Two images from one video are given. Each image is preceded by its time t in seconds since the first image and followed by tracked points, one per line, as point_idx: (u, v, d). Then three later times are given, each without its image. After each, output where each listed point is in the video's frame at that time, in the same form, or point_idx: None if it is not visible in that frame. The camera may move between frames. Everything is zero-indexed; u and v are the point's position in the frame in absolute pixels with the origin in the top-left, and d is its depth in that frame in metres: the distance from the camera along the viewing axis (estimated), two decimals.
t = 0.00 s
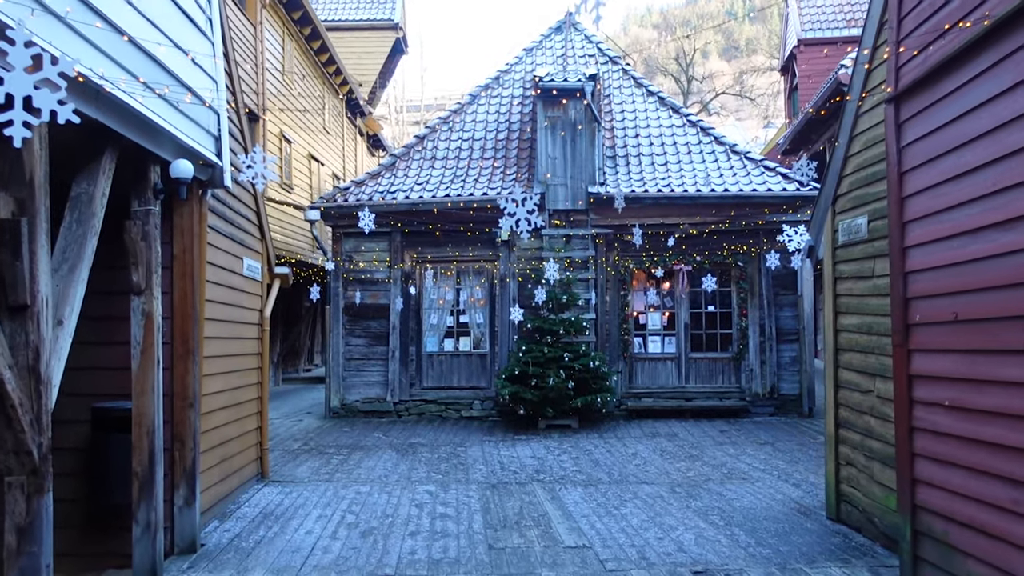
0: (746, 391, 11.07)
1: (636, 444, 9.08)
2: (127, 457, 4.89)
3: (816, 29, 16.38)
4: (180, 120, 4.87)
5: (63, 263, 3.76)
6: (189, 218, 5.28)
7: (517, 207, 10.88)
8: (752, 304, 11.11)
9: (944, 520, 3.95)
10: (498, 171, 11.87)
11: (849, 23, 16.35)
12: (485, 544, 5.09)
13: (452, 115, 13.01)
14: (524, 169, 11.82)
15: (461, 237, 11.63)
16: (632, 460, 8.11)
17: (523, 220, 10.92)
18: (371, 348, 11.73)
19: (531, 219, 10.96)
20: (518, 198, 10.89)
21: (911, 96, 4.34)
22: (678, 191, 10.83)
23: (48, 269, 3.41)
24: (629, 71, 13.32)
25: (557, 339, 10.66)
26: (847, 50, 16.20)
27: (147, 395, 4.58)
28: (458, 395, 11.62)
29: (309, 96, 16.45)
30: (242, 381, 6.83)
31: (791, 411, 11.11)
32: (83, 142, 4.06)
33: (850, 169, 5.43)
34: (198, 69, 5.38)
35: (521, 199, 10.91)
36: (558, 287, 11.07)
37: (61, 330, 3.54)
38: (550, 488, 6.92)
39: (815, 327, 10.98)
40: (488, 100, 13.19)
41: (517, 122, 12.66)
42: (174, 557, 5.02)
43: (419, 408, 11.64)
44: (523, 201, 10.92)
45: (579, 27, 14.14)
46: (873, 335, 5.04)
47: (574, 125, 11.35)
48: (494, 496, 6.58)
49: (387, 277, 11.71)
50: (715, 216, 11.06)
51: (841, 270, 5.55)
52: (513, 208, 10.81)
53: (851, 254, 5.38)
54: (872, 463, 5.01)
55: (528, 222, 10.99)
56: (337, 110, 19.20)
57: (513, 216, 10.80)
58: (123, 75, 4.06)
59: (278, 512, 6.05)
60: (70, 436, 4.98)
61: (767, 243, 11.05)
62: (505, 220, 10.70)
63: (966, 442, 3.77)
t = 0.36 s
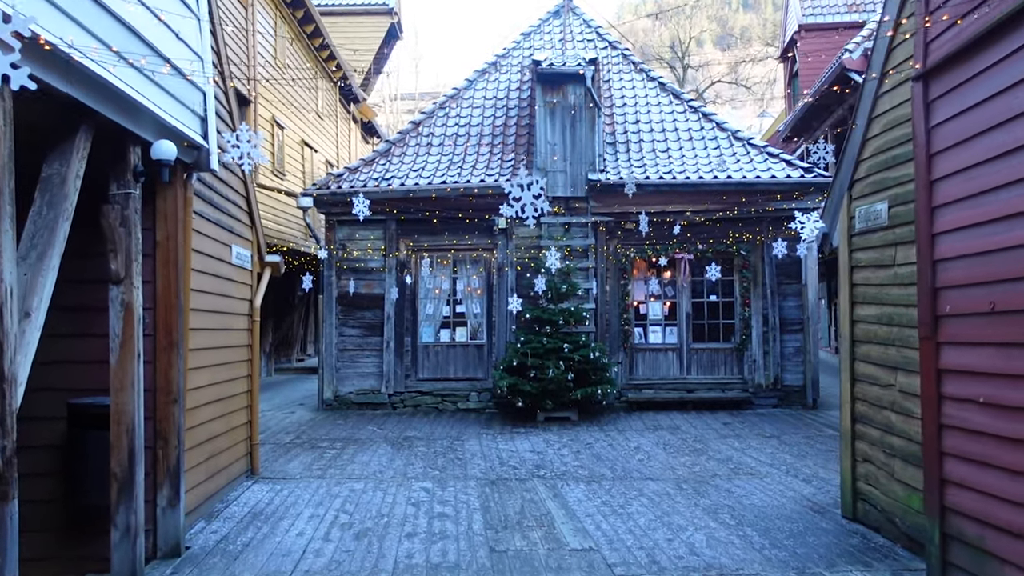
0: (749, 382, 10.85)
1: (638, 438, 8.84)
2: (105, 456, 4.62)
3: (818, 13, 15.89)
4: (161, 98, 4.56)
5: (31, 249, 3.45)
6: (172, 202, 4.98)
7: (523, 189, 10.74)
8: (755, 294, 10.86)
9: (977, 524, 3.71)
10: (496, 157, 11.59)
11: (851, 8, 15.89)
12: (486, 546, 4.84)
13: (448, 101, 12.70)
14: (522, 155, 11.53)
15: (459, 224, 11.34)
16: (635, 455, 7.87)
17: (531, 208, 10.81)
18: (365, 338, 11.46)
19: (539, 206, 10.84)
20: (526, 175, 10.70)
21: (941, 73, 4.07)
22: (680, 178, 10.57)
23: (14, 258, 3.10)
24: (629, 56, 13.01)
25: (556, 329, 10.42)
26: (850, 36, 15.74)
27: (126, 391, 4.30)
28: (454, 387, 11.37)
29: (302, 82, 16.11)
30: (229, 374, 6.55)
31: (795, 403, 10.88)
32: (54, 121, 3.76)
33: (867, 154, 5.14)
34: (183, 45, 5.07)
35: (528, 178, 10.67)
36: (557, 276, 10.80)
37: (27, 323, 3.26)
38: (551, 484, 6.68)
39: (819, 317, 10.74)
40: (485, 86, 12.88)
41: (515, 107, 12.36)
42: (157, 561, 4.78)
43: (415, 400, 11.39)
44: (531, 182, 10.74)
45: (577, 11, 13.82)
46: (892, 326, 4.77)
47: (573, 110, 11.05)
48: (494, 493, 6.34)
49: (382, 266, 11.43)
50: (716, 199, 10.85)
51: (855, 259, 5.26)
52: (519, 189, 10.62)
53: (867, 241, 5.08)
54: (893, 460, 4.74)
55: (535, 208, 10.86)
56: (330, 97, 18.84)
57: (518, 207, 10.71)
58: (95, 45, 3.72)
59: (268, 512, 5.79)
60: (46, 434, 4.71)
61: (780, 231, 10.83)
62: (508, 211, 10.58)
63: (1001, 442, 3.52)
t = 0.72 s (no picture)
0: (752, 379, 10.61)
1: (639, 437, 8.60)
2: (80, 460, 4.36)
3: (819, 5, 15.59)
4: (138, 76, 4.27)
5: None
6: (153, 190, 4.71)
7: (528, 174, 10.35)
8: (758, 289, 10.62)
9: (1011, 534, 3.46)
10: (493, 148, 11.31)
11: None
12: (486, 554, 4.58)
13: (444, 92, 12.42)
14: (520, 147, 11.25)
15: (456, 216, 11.08)
16: (638, 455, 7.62)
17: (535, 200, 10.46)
18: (359, 334, 11.18)
19: (543, 192, 10.42)
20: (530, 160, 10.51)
21: (971, 53, 3.81)
22: (682, 170, 10.28)
23: None
24: (628, 46, 12.72)
25: (555, 326, 10.17)
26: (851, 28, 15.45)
27: (101, 392, 4.03)
28: (450, 384, 11.11)
29: (294, 73, 15.78)
30: (215, 372, 6.27)
31: (799, 401, 10.64)
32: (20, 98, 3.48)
33: (887, 141, 4.84)
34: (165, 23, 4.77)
35: (532, 164, 10.42)
36: (557, 270, 10.51)
37: None
38: (552, 486, 6.43)
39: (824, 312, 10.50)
40: (481, 76, 12.59)
41: (512, 98, 12.07)
42: (137, 571, 4.52)
43: (410, 398, 11.13)
44: (536, 165, 10.36)
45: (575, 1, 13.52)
46: (912, 322, 4.50)
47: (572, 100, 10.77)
48: (493, 496, 6.08)
49: (376, 261, 11.15)
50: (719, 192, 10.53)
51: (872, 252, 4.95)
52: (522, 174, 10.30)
53: (885, 233, 4.80)
54: (914, 463, 4.46)
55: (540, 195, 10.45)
56: (323, 89, 18.52)
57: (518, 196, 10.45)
58: (58, 10, 3.40)
59: (256, 517, 5.51)
60: (18, 436, 4.43)
61: (786, 225, 10.58)
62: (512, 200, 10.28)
63: None
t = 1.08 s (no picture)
0: (754, 383, 10.37)
1: (640, 443, 8.35)
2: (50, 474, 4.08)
3: (817, 2, 15.33)
4: (110, 62, 3.98)
5: None
6: (130, 186, 4.43)
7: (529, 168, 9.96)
8: (759, 290, 10.38)
9: None
10: (488, 147, 11.05)
11: None
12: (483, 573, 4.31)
13: (437, 89, 12.15)
14: (515, 145, 10.99)
15: (451, 215, 10.82)
16: (640, 462, 7.36)
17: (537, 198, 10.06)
18: (350, 337, 10.90)
19: (546, 188, 10.03)
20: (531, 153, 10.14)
21: (1004, 37, 3.54)
22: (681, 169, 10.03)
23: None
24: (625, 43, 12.47)
25: (552, 328, 9.93)
26: (850, 26, 15.22)
27: (69, 402, 3.74)
28: (445, 388, 10.82)
29: (285, 70, 15.48)
30: (198, 378, 5.97)
31: (802, 404, 10.40)
32: None
33: (904, 134, 4.46)
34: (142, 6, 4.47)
35: (534, 156, 10.23)
36: (555, 271, 10.24)
37: None
38: (552, 496, 6.16)
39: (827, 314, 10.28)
40: (476, 74, 12.33)
41: (507, 96, 11.81)
42: None
43: (403, 402, 10.85)
44: (539, 160, 10.10)
45: None
46: (934, 325, 4.21)
47: (569, 97, 10.51)
48: (490, 507, 5.81)
49: (368, 262, 10.88)
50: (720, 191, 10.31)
51: (888, 252, 4.64)
52: (523, 169, 9.95)
53: (903, 230, 4.48)
54: (938, 474, 4.19)
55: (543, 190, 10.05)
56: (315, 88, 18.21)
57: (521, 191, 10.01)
58: None
59: (241, 531, 5.23)
60: None
61: (790, 224, 10.37)
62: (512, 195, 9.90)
63: None
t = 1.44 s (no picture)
0: (751, 393, 10.17)
1: (637, 456, 8.10)
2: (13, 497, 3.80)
3: (809, 8, 15.21)
4: (79, 51, 3.71)
5: None
6: (103, 187, 4.16)
7: (532, 166, 9.92)
8: (757, 299, 10.18)
9: None
10: (479, 152, 10.82)
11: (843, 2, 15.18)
12: None
13: (427, 93, 11.92)
14: (507, 150, 10.76)
15: (443, 221, 10.56)
16: (639, 477, 7.11)
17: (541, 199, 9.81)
18: (338, 347, 10.61)
19: (550, 187, 9.80)
20: (535, 149, 9.94)
21: None
22: (677, 174, 9.84)
23: None
24: (618, 48, 12.27)
25: (546, 338, 9.72)
26: (841, 33, 15.13)
27: (33, 420, 3.46)
28: (435, 400, 10.55)
29: (271, 75, 15.21)
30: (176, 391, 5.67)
31: (801, 415, 10.19)
32: None
33: (920, 135, 4.22)
34: None
35: (536, 153, 9.95)
36: (548, 280, 10.01)
37: None
38: (549, 514, 5.90)
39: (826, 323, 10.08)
40: (467, 78, 12.11)
41: (498, 100, 11.59)
42: None
43: (392, 414, 10.57)
44: (542, 159, 9.91)
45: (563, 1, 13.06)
46: (955, 334, 3.93)
47: (561, 102, 10.29)
48: (485, 526, 5.54)
49: (356, 270, 10.61)
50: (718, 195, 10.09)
51: (903, 258, 4.38)
52: (526, 168, 9.84)
53: (920, 235, 4.21)
54: (961, 492, 3.92)
55: (547, 189, 9.83)
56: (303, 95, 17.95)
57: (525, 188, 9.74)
58: None
59: (221, 554, 4.94)
60: None
61: (791, 230, 10.17)
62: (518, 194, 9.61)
63: None
